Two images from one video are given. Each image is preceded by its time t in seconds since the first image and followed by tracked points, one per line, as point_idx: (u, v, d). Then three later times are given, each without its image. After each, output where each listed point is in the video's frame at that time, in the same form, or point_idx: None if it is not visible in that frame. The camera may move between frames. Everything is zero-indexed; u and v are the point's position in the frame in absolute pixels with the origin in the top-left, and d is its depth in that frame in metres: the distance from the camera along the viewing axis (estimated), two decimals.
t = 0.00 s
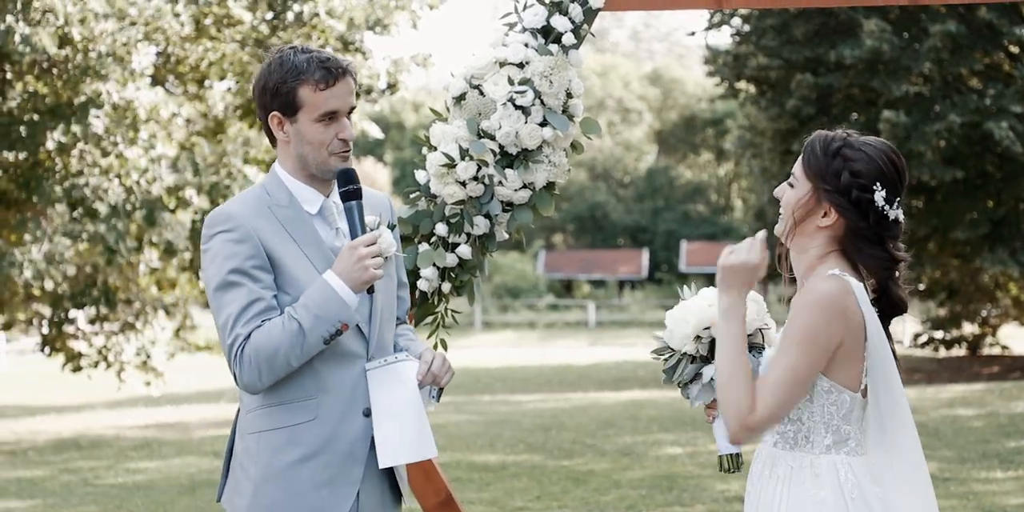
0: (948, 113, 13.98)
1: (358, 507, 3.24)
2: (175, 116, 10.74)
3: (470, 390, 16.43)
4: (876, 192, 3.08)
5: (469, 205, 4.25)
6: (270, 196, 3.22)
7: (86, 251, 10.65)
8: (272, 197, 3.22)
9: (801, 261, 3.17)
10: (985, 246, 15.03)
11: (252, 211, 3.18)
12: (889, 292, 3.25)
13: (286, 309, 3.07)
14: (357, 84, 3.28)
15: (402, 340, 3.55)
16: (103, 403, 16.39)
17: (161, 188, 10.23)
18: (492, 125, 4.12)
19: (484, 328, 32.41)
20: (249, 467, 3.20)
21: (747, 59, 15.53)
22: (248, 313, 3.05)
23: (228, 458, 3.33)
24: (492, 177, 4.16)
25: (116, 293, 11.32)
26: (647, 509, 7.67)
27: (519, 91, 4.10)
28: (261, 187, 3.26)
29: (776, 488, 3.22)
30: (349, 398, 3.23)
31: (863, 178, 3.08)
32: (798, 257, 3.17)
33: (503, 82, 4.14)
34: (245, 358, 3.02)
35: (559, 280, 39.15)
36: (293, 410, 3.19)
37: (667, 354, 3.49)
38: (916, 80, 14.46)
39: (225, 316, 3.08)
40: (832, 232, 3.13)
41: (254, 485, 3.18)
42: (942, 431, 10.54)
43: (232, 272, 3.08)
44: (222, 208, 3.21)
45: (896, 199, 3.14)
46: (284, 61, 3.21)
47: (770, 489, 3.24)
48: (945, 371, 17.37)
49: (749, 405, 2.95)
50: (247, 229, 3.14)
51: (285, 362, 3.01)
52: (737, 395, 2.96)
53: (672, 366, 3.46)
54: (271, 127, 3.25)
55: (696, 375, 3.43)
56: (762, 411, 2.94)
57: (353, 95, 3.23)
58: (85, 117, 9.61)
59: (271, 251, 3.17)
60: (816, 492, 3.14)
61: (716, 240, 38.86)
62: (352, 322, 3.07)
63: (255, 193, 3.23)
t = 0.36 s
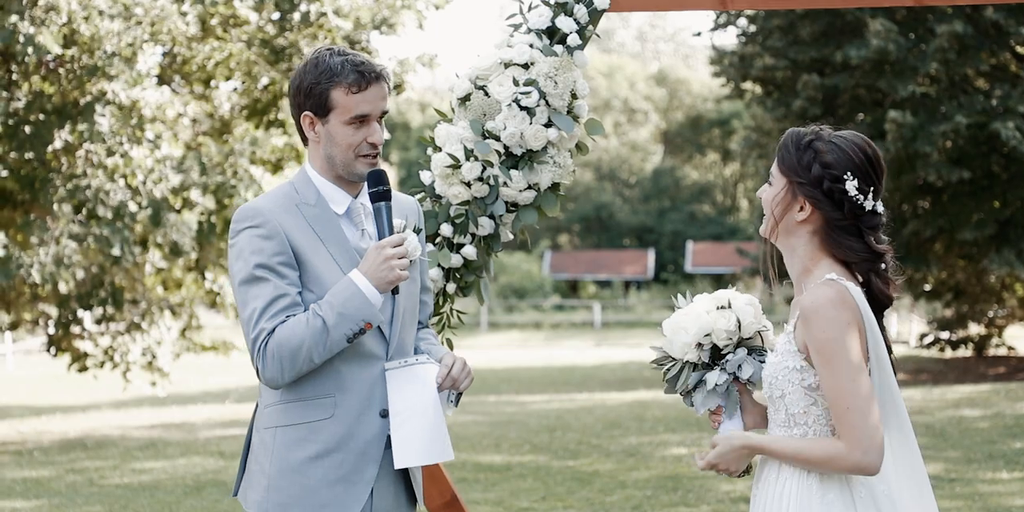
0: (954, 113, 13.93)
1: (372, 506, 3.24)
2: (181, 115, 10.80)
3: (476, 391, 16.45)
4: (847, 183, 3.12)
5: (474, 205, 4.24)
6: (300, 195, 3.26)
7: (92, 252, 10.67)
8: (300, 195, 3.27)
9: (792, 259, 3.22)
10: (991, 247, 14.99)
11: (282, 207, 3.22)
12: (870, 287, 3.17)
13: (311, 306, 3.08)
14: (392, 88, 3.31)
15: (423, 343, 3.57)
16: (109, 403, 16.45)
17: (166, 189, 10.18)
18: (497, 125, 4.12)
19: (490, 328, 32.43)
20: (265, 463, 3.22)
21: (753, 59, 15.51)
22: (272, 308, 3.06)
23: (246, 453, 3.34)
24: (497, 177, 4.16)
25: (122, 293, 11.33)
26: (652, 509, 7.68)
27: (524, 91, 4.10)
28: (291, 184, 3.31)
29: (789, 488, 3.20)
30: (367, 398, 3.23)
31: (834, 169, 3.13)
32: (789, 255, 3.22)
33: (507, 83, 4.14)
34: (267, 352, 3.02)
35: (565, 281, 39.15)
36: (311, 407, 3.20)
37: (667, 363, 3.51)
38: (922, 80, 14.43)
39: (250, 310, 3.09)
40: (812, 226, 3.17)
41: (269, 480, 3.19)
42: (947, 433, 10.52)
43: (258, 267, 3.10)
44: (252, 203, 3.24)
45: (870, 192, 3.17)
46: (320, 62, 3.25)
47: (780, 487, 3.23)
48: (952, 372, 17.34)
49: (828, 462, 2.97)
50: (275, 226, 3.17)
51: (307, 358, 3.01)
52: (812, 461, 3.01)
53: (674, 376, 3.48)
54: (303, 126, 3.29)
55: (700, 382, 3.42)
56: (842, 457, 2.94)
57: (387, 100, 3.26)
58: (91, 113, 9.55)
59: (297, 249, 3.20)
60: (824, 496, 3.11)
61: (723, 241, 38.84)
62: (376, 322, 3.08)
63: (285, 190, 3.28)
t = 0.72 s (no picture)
0: (959, 114, 13.91)
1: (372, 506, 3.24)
2: (185, 116, 10.80)
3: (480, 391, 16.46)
4: (850, 173, 3.11)
5: (478, 205, 4.26)
6: (312, 195, 3.27)
7: (96, 252, 10.68)
8: (313, 194, 3.28)
9: (804, 258, 3.21)
10: (996, 247, 14.97)
11: (293, 206, 3.24)
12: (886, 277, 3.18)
13: (316, 304, 3.09)
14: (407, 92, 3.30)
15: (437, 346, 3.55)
16: (114, 403, 16.48)
17: (170, 190, 10.22)
18: (501, 125, 4.12)
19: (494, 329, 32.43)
20: (265, 458, 3.24)
21: (758, 60, 15.50)
22: (277, 305, 3.07)
23: (251, 448, 3.36)
24: (500, 177, 4.17)
25: (127, 293, 11.34)
26: (656, 509, 7.67)
27: (528, 91, 4.10)
28: (304, 184, 3.32)
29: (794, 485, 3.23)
30: (370, 399, 3.24)
31: (837, 161, 3.13)
32: (801, 254, 3.21)
33: (511, 83, 4.13)
34: (270, 349, 3.04)
35: (570, 281, 39.15)
36: (313, 405, 3.20)
37: (682, 358, 3.49)
38: (927, 81, 14.41)
39: (255, 305, 3.11)
40: (819, 223, 3.17)
41: (268, 476, 3.21)
42: (952, 433, 10.51)
43: (265, 263, 3.13)
44: (264, 201, 3.27)
45: (874, 181, 3.17)
46: (336, 64, 3.25)
47: (788, 487, 3.25)
48: (956, 373, 17.31)
49: (805, 464, 2.99)
50: (284, 224, 3.20)
51: (308, 356, 3.02)
52: (797, 468, 3.02)
53: (691, 369, 3.45)
54: (318, 127, 3.28)
55: (717, 378, 3.40)
56: (818, 460, 2.96)
57: (401, 102, 3.25)
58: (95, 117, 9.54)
59: (305, 248, 3.21)
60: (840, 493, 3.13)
61: (727, 241, 38.82)
62: (379, 323, 3.08)
63: (299, 189, 3.29)
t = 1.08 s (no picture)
0: (964, 113, 13.90)
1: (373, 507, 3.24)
2: (189, 116, 10.80)
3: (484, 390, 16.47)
4: (874, 167, 3.13)
5: (483, 204, 4.24)
6: (301, 196, 3.26)
7: (100, 251, 10.69)
8: (301, 195, 3.27)
9: (827, 254, 3.23)
10: (1000, 247, 14.96)
11: (281, 207, 3.23)
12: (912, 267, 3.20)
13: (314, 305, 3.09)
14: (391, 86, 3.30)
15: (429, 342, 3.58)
16: (118, 402, 16.49)
17: (174, 190, 10.23)
18: (506, 124, 4.12)
19: (498, 328, 32.44)
20: (266, 463, 3.22)
21: (762, 59, 15.47)
22: (276, 308, 3.07)
23: (248, 453, 3.35)
24: (506, 176, 4.16)
25: (130, 292, 11.34)
26: (661, 509, 7.67)
27: (533, 90, 4.11)
28: (291, 185, 3.30)
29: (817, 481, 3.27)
30: (369, 399, 3.23)
31: (859, 157, 3.15)
32: (824, 250, 3.22)
33: (516, 82, 4.15)
34: (271, 351, 3.04)
35: (573, 281, 39.15)
36: (311, 407, 3.19)
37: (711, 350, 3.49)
38: (931, 80, 14.40)
39: (252, 310, 3.10)
40: (843, 218, 3.19)
41: (270, 479, 3.20)
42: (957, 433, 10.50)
43: (260, 267, 3.12)
44: (252, 204, 3.25)
45: (896, 174, 3.19)
46: (318, 64, 3.24)
47: (817, 483, 3.28)
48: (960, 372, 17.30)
49: (836, 457, 3.04)
50: (276, 226, 3.18)
51: (310, 357, 3.02)
52: (822, 461, 3.08)
53: (719, 361, 3.45)
54: (305, 129, 3.27)
55: (744, 372, 3.39)
56: (850, 450, 3.00)
57: (386, 97, 3.25)
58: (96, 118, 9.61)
59: (298, 249, 3.21)
60: (865, 485, 3.17)
61: (730, 241, 38.81)
62: (379, 320, 3.09)
63: (286, 191, 3.27)
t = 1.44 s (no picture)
0: (967, 112, 13.92)
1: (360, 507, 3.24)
2: (193, 115, 10.81)
3: (486, 390, 16.47)
4: (905, 172, 3.15)
5: (488, 203, 4.24)
6: (278, 194, 3.24)
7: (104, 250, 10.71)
8: (278, 193, 3.25)
9: (858, 253, 3.24)
10: (1004, 246, 14.96)
11: (260, 205, 3.20)
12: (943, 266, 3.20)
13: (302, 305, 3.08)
14: (364, 81, 3.30)
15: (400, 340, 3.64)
16: (121, 401, 16.50)
17: (178, 190, 10.26)
18: (512, 122, 4.12)
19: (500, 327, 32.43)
20: (253, 467, 3.19)
21: (765, 58, 15.47)
22: (264, 309, 3.05)
23: (227, 456, 3.31)
24: (511, 175, 4.16)
25: (133, 291, 11.32)
26: (666, 508, 7.66)
27: (539, 89, 4.10)
28: (266, 184, 3.28)
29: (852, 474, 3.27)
30: (356, 398, 3.23)
31: (889, 160, 3.16)
32: (853, 249, 3.24)
33: (521, 81, 4.14)
34: (262, 354, 3.00)
35: (576, 280, 39.15)
36: (299, 409, 3.17)
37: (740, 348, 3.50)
38: (935, 79, 14.41)
39: (240, 313, 3.07)
40: (872, 218, 3.20)
41: (259, 483, 3.17)
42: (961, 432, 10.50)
43: (245, 268, 3.09)
44: (229, 204, 3.22)
45: (924, 175, 3.20)
46: (291, 61, 3.24)
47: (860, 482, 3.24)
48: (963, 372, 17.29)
49: (884, 451, 3.04)
50: (259, 227, 3.16)
51: (303, 357, 3.01)
52: (868, 455, 3.09)
53: (751, 358, 3.44)
54: (277, 126, 3.26)
55: (777, 369, 3.38)
56: (895, 442, 3.01)
57: (361, 92, 3.26)
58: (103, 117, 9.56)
59: (282, 247, 3.19)
60: (908, 477, 3.17)
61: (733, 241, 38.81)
62: (371, 318, 3.10)
63: (261, 190, 3.25)
